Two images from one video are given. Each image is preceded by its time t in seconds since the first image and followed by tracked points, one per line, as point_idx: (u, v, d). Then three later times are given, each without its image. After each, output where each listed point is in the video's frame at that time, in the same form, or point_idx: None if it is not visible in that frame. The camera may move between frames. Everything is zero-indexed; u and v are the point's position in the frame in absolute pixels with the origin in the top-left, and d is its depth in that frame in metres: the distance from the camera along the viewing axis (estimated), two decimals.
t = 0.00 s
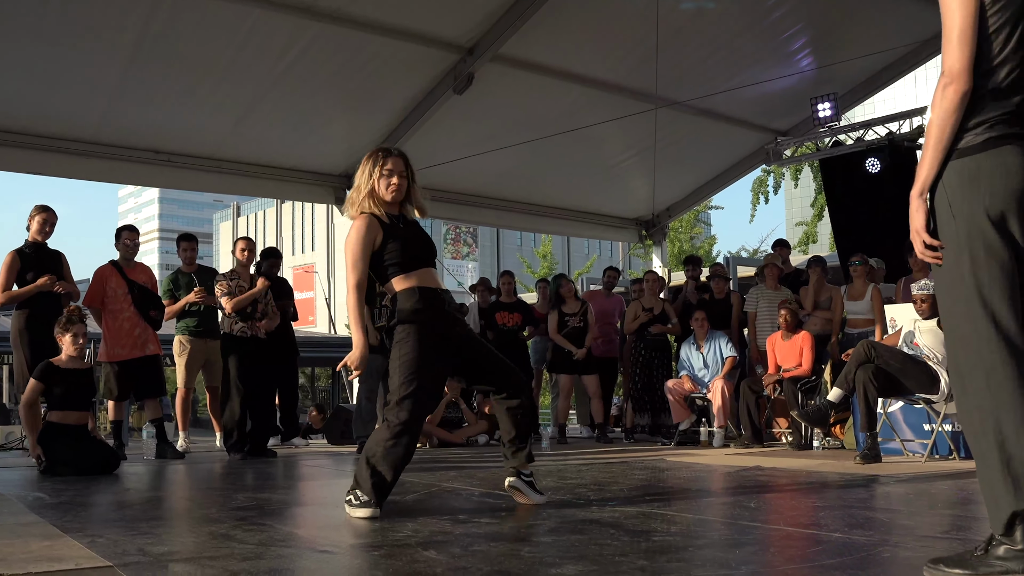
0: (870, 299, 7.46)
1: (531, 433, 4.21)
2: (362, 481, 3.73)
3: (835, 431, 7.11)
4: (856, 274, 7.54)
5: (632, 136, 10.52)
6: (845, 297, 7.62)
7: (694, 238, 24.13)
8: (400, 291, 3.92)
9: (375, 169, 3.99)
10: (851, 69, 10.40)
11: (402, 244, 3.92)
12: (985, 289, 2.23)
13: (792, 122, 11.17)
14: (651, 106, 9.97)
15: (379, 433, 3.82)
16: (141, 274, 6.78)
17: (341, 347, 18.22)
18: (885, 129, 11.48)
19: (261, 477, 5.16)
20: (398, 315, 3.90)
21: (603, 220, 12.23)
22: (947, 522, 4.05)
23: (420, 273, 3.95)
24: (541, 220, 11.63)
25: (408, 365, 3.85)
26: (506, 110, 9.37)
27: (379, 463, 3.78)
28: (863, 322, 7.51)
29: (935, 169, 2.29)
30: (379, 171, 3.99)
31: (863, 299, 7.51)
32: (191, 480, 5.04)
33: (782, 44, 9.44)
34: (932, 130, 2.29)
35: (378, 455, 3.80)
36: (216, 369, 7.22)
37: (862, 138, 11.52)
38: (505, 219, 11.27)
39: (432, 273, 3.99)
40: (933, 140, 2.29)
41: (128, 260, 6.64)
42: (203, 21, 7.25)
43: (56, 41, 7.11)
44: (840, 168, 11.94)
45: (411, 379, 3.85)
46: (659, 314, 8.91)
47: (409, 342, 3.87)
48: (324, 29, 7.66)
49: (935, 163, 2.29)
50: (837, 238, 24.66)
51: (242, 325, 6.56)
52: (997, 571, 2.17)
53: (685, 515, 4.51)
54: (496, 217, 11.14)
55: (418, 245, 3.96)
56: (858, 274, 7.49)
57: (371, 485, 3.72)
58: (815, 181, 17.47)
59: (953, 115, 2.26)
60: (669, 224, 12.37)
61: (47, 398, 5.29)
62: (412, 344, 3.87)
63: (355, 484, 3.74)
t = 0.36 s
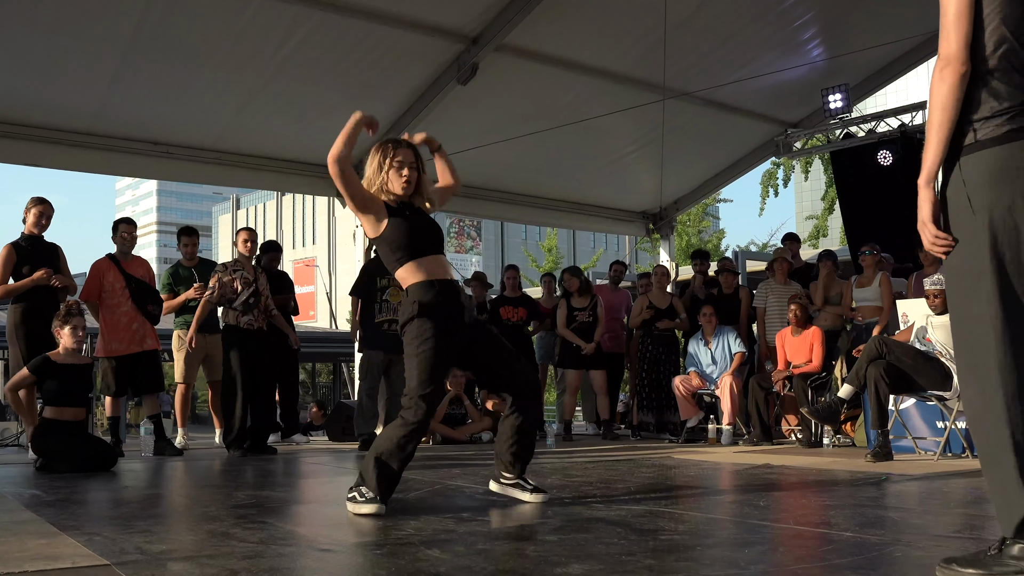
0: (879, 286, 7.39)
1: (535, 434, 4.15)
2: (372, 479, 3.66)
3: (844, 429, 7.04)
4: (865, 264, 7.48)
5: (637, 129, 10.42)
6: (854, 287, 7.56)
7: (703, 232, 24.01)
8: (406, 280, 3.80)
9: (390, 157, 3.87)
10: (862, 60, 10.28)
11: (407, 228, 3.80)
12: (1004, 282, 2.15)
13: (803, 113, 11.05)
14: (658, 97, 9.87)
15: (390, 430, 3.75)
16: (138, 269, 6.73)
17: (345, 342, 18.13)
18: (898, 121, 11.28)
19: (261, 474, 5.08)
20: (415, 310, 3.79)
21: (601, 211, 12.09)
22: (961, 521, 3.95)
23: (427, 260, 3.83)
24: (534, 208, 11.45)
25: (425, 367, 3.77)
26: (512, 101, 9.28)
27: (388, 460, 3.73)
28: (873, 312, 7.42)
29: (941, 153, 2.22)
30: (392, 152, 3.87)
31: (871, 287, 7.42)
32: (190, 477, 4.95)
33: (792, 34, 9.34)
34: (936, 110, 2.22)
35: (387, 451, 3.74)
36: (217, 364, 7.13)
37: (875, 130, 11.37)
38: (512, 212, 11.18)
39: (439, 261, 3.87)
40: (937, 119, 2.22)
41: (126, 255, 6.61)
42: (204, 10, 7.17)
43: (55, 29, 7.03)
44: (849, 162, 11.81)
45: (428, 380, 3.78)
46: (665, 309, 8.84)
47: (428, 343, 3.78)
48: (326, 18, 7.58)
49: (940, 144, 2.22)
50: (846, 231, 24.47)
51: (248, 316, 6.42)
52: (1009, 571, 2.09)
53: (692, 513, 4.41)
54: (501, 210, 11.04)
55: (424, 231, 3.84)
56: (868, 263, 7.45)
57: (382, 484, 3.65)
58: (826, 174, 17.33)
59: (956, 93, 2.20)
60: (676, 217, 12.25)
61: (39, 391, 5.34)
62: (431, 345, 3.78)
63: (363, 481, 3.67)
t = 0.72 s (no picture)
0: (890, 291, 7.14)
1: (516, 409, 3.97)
2: (366, 483, 3.56)
3: (852, 427, 6.98)
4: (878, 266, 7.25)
5: (643, 122, 10.35)
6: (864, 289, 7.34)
7: (708, 226, 23.96)
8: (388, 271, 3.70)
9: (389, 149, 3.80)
10: (870, 52, 10.18)
11: (396, 223, 3.71)
12: (1004, 277, 2.19)
13: (810, 106, 10.95)
14: (665, 89, 9.79)
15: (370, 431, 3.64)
16: (134, 261, 6.65)
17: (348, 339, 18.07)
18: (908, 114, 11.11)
19: (258, 472, 4.99)
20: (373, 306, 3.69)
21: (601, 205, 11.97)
22: (970, 522, 3.86)
23: (411, 251, 3.73)
24: (534, 204, 11.33)
25: (387, 355, 3.65)
26: (516, 93, 9.20)
27: (379, 462, 3.63)
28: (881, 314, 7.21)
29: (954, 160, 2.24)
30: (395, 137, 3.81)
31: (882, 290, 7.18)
32: (185, 475, 4.86)
33: (799, 25, 9.26)
34: (949, 116, 2.24)
35: (376, 454, 3.64)
36: (212, 361, 7.02)
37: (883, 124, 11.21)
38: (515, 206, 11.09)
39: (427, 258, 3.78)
40: (950, 126, 2.24)
41: (122, 248, 6.52)
42: None
43: (55, 20, 6.98)
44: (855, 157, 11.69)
45: (395, 368, 3.65)
46: (670, 306, 8.69)
47: (386, 330, 3.67)
48: (328, 9, 7.52)
49: (954, 154, 2.23)
50: (854, 227, 24.32)
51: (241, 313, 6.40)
52: None
53: (697, 513, 4.31)
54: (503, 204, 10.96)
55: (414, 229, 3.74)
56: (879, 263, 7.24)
57: (376, 485, 3.56)
58: (833, 168, 17.24)
59: (968, 100, 2.22)
60: (681, 212, 12.16)
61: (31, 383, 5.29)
62: (389, 332, 3.67)
63: (358, 487, 3.58)
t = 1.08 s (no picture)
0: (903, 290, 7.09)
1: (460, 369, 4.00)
2: (359, 481, 3.54)
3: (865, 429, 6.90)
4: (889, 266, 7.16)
5: (651, 120, 10.28)
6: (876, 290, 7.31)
7: (718, 224, 23.88)
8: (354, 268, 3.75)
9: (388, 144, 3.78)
10: (882, 47, 10.08)
11: (373, 220, 3.73)
12: (996, 295, 2.18)
13: (822, 102, 10.85)
14: (672, 85, 9.71)
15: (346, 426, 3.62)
16: (135, 261, 6.57)
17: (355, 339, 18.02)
18: (922, 109, 10.91)
19: (260, 474, 4.92)
20: (335, 305, 3.71)
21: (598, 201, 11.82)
22: (987, 526, 3.75)
23: (383, 249, 3.75)
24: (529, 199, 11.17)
25: (347, 346, 3.66)
26: (523, 88, 9.13)
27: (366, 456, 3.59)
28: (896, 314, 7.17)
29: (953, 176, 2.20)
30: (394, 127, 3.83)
31: (895, 292, 7.11)
32: (186, 478, 4.78)
33: (810, 20, 9.17)
34: (955, 128, 2.19)
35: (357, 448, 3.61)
36: (213, 360, 7.03)
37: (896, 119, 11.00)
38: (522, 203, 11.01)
39: (399, 258, 3.79)
40: (955, 142, 2.19)
41: (121, 246, 6.44)
42: None
43: (59, 16, 6.95)
44: (867, 154, 11.55)
45: (357, 355, 3.66)
46: (677, 304, 8.64)
47: (340, 322, 3.69)
48: (333, 4, 7.47)
49: (955, 171, 2.20)
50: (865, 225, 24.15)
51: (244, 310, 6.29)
52: None
53: (707, 516, 4.21)
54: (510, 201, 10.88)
55: (392, 224, 3.76)
56: (890, 263, 7.14)
57: (371, 483, 3.53)
58: (845, 165, 17.12)
59: (975, 115, 2.17)
60: (690, 209, 12.06)
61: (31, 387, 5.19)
62: (344, 323, 3.68)
63: (354, 488, 3.55)
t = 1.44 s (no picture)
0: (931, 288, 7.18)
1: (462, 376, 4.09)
2: (381, 476, 3.66)
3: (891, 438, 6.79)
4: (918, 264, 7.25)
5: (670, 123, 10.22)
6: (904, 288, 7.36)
7: (739, 229, 23.72)
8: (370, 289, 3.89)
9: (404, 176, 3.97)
10: (903, 49, 9.97)
11: (387, 250, 3.87)
12: None
13: (844, 103, 10.76)
14: (691, 87, 9.64)
15: (359, 431, 3.78)
16: (146, 266, 6.46)
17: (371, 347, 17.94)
18: (947, 112, 10.65)
19: (273, 483, 4.84)
20: (356, 319, 3.85)
21: (616, 206, 11.71)
22: (1018, 538, 3.64)
23: (402, 277, 3.89)
24: (548, 203, 11.05)
25: (362, 357, 3.81)
26: (539, 91, 9.08)
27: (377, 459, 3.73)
28: (922, 315, 7.23)
29: (973, 175, 1.98)
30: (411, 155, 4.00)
31: (922, 289, 7.21)
32: (199, 487, 4.71)
33: (831, 21, 9.08)
34: (970, 127, 1.97)
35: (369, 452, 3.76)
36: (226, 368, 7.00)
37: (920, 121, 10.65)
38: (539, 207, 10.95)
39: (412, 282, 3.91)
40: (970, 143, 1.97)
41: (133, 252, 6.38)
42: None
43: (75, 18, 6.96)
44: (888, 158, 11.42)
45: (372, 367, 3.81)
46: (698, 311, 8.53)
47: (358, 335, 3.84)
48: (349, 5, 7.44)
49: (968, 175, 1.98)
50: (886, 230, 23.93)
51: (264, 317, 6.28)
52: None
53: (729, 527, 4.10)
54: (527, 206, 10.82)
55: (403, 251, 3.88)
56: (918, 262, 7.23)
57: (392, 478, 3.65)
58: (869, 169, 16.96)
59: (991, 116, 1.95)
60: (711, 214, 11.97)
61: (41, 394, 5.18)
62: (362, 336, 3.84)
63: (373, 484, 3.66)
